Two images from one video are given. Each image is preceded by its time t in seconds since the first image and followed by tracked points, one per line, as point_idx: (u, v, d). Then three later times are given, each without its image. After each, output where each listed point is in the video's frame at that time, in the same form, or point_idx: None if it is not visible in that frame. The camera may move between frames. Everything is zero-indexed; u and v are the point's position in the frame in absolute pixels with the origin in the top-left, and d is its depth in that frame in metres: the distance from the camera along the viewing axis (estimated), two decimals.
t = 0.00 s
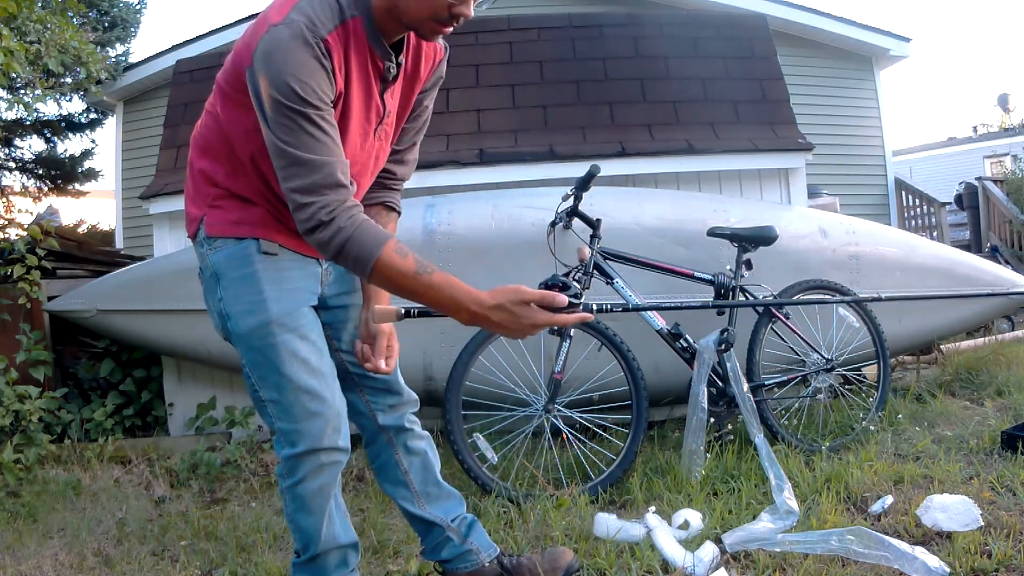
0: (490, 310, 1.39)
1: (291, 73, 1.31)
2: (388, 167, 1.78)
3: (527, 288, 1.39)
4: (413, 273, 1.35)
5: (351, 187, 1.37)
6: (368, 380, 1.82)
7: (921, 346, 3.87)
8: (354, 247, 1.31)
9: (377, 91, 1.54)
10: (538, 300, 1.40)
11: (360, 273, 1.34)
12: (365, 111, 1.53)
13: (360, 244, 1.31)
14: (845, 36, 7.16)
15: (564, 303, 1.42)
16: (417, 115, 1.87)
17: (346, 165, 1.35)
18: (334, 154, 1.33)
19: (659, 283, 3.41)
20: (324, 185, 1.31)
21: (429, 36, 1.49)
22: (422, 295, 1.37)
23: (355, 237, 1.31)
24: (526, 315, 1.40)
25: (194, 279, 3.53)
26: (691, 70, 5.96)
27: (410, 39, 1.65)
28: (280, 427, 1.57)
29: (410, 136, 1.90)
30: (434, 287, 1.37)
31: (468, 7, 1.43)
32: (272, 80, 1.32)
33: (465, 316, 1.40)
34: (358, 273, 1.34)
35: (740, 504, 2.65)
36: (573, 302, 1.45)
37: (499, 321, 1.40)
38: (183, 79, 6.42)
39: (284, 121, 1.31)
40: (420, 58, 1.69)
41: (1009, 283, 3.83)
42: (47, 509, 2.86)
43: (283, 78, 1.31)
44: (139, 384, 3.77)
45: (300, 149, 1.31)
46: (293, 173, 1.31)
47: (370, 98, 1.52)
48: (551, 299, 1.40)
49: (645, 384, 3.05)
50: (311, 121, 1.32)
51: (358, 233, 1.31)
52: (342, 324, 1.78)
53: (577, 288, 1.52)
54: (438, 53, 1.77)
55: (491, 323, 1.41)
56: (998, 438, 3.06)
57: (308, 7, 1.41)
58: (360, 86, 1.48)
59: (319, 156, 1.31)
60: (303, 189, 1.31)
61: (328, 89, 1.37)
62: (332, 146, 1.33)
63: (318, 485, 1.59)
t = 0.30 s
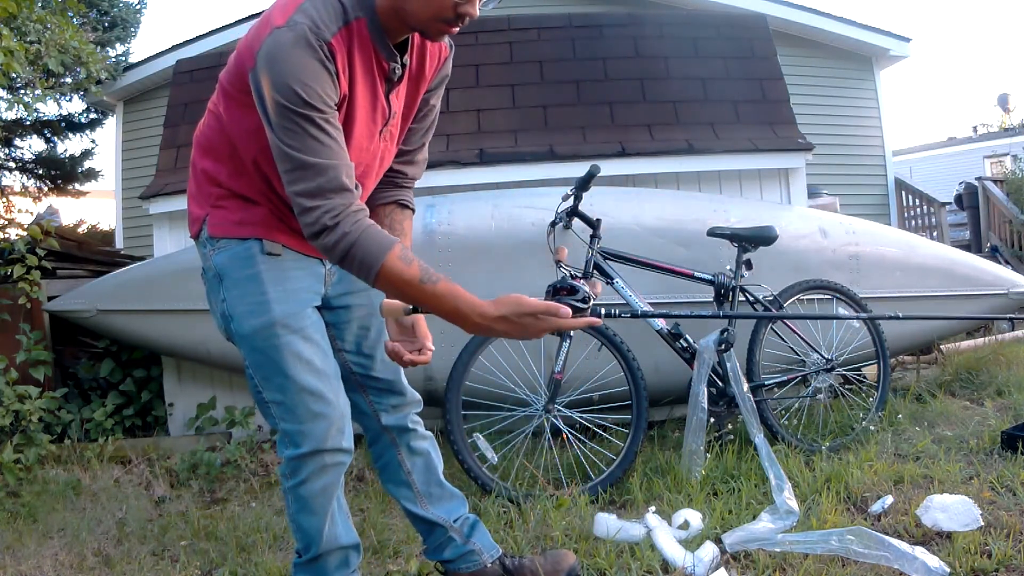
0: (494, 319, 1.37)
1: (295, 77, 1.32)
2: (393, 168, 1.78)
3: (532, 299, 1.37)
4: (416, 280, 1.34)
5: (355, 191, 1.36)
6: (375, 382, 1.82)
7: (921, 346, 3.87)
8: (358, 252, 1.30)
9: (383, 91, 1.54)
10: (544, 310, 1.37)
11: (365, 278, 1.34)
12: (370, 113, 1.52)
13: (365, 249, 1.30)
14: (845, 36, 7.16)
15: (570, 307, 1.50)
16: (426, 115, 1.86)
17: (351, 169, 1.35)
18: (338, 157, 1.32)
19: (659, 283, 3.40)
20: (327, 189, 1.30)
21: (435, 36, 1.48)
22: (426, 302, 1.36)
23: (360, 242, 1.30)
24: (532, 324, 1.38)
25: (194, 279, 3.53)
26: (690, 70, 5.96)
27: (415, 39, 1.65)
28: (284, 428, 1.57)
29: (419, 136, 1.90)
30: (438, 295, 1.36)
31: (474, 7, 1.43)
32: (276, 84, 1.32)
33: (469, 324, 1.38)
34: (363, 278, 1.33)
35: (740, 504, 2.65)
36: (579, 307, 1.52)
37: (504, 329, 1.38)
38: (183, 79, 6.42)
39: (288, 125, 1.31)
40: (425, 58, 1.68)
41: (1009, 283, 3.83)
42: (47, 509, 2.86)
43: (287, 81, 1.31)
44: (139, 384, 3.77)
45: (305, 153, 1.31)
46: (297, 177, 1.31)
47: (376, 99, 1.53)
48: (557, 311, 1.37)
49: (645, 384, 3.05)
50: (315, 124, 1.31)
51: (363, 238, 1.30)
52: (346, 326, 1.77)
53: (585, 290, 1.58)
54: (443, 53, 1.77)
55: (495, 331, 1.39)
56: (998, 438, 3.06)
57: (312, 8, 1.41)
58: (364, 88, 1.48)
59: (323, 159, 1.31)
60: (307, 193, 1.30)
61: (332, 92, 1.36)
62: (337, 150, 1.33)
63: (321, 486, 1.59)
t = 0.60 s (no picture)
0: (488, 325, 1.37)
1: (291, 78, 1.31)
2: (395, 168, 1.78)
3: (524, 305, 1.37)
4: (409, 287, 1.34)
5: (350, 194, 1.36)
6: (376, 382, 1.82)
7: (921, 346, 3.87)
8: (352, 255, 1.30)
9: (383, 91, 1.54)
10: (537, 315, 1.37)
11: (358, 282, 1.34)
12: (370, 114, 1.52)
13: (358, 253, 1.30)
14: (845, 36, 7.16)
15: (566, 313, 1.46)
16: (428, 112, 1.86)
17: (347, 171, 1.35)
18: (334, 159, 1.32)
19: (659, 283, 3.40)
20: (323, 192, 1.30)
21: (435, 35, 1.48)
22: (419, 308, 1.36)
23: (353, 245, 1.30)
24: (524, 329, 1.38)
25: (195, 279, 3.53)
26: (691, 70, 5.96)
27: (417, 39, 1.65)
28: (284, 428, 1.57)
29: (421, 135, 1.90)
30: (430, 301, 1.36)
31: (475, 6, 1.43)
32: (271, 85, 1.32)
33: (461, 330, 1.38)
34: (356, 282, 1.33)
35: (740, 504, 2.65)
36: (574, 312, 1.49)
37: (496, 334, 1.38)
38: (183, 79, 6.42)
39: (284, 127, 1.31)
40: (428, 56, 1.68)
41: (1009, 283, 3.83)
42: (47, 509, 2.86)
43: (283, 82, 1.31)
44: (139, 384, 3.77)
45: (301, 155, 1.31)
46: (292, 180, 1.31)
47: (377, 99, 1.53)
48: (550, 317, 1.37)
49: (645, 384, 3.05)
50: (311, 126, 1.31)
51: (356, 241, 1.30)
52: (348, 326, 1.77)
53: (579, 289, 1.54)
54: (446, 52, 1.77)
55: (487, 337, 1.39)
56: (998, 438, 3.06)
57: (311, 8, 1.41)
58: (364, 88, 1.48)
59: (319, 161, 1.31)
60: (301, 196, 1.30)
61: (329, 93, 1.36)
62: (333, 152, 1.33)
63: (321, 486, 1.59)
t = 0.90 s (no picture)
0: (473, 333, 1.36)
1: (281, 78, 1.31)
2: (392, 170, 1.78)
3: (510, 314, 1.36)
4: (394, 291, 1.33)
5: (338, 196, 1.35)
6: (375, 382, 1.82)
7: (921, 346, 3.86)
8: (337, 258, 1.29)
9: (377, 93, 1.54)
10: (523, 325, 1.36)
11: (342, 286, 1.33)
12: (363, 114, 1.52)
13: (342, 257, 1.29)
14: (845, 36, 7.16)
15: (553, 322, 1.48)
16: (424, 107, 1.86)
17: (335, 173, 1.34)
18: (321, 160, 1.31)
19: (659, 283, 3.40)
20: (309, 193, 1.29)
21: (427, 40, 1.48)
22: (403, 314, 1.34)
23: (338, 248, 1.29)
24: (510, 338, 1.37)
25: (194, 279, 3.53)
26: (691, 70, 5.96)
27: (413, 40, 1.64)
28: (282, 428, 1.57)
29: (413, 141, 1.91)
30: (416, 307, 1.34)
31: (467, 12, 1.41)
32: (261, 84, 1.32)
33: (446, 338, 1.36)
34: (340, 285, 1.32)
35: (740, 504, 2.65)
36: (563, 322, 1.50)
37: (481, 343, 1.37)
38: (183, 79, 6.42)
39: (273, 127, 1.31)
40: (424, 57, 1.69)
41: (1008, 283, 3.84)
42: (46, 509, 2.86)
43: (273, 82, 1.31)
44: (139, 384, 3.77)
45: (288, 155, 1.30)
46: (279, 181, 1.30)
47: (370, 101, 1.53)
48: (536, 327, 1.36)
49: (645, 384, 3.05)
50: (300, 126, 1.31)
51: (342, 244, 1.29)
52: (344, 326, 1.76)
53: (567, 301, 1.58)
54: (444, 54, 1.77)
55: (472, 345, 1.38)
56: (998, 438, 3.06)
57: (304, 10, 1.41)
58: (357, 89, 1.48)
59: (306, 162, 1.30)
60: (288, 197, 1.30)
61: (319, 95, 1.36)
62: (322, 153, 1.33)
63: (318, 486, 1.59)
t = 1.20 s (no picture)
0: (465, 336, 1.31)
1: (278, 77, 1.31)
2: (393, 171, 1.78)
3: (503, 315, 1.31)
4: (384, 292, 1.29)
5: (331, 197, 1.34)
6: (374, 383, 1.82)
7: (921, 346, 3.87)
8: (326, 258, 1.26)
9: (374, 94, 1.54)
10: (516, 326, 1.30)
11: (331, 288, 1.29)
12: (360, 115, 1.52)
13: (331, 257, 1.27)
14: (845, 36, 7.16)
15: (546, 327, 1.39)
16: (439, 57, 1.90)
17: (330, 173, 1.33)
18: (315, 161, 1.31)
19: (659, 283, 3.40)
20: (303, 193, 1.28)
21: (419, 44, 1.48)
22: (393, 316, 1.30)
23: (327, 248, 1.27)
24: (503, 342, 1.31)
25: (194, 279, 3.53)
26: (690, 70, 5.96)
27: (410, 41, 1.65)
28: (279, 430, 1.57)
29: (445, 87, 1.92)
30: (406, 308, 1.30)
31: (450, 24, 1.44)
32: (258, 83, 1.32)
33: (436, 343, 1.32)
34: (329, 287, 1.29)
35: (740, 504, 2.65)
36: (555, 327, 1.41)
37: (473, 347, 1.32)
38: (183, 79, 6.43)
39: (268, 125, 1.30)
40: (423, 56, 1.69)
41: (1008, 283, 3.83)
42: (47, 509, 2.86)
43: (269, 81, 1.31)
44: (139, 384, 3.77)
45: (281, 155, 1.29)
46: (271, 183, 1.29)
47: (367, 101, 1.53)
48: (530, 329, 1.30)
49: (645, 384, 3.05)
50: (294, 125, 1.31)
51: (331, 244, 1.27)
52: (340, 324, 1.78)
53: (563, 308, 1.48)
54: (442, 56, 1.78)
55: (465, 351, 1.32)
56: (998, 438, 3.06)
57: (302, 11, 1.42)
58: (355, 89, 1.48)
59: (300, 162, 1.29)
60: (281, 197, 1.28)
61: (316, 95, 1.36)
62: (317, 153, 1.32)
63: (315, 487, 1.59)
